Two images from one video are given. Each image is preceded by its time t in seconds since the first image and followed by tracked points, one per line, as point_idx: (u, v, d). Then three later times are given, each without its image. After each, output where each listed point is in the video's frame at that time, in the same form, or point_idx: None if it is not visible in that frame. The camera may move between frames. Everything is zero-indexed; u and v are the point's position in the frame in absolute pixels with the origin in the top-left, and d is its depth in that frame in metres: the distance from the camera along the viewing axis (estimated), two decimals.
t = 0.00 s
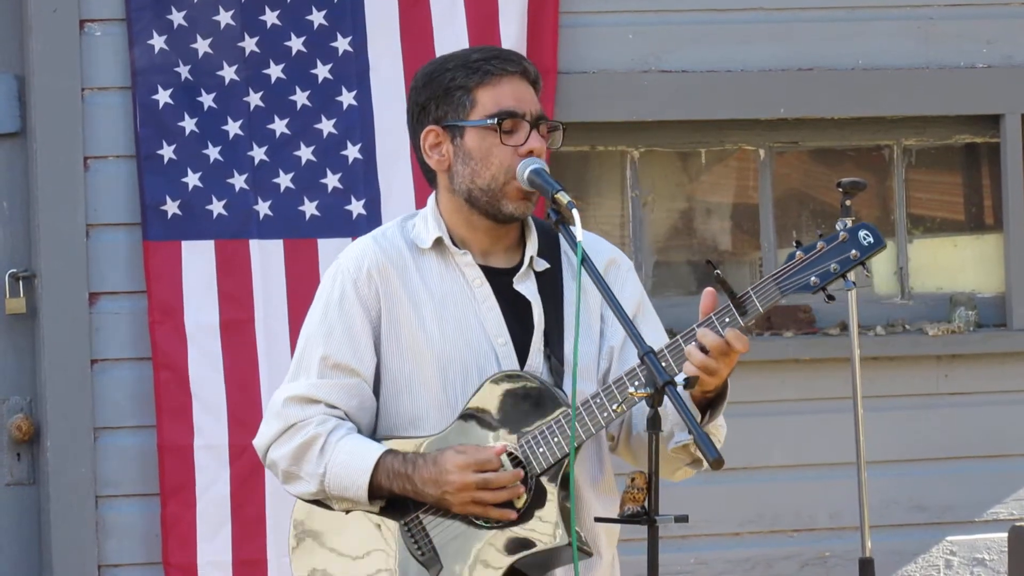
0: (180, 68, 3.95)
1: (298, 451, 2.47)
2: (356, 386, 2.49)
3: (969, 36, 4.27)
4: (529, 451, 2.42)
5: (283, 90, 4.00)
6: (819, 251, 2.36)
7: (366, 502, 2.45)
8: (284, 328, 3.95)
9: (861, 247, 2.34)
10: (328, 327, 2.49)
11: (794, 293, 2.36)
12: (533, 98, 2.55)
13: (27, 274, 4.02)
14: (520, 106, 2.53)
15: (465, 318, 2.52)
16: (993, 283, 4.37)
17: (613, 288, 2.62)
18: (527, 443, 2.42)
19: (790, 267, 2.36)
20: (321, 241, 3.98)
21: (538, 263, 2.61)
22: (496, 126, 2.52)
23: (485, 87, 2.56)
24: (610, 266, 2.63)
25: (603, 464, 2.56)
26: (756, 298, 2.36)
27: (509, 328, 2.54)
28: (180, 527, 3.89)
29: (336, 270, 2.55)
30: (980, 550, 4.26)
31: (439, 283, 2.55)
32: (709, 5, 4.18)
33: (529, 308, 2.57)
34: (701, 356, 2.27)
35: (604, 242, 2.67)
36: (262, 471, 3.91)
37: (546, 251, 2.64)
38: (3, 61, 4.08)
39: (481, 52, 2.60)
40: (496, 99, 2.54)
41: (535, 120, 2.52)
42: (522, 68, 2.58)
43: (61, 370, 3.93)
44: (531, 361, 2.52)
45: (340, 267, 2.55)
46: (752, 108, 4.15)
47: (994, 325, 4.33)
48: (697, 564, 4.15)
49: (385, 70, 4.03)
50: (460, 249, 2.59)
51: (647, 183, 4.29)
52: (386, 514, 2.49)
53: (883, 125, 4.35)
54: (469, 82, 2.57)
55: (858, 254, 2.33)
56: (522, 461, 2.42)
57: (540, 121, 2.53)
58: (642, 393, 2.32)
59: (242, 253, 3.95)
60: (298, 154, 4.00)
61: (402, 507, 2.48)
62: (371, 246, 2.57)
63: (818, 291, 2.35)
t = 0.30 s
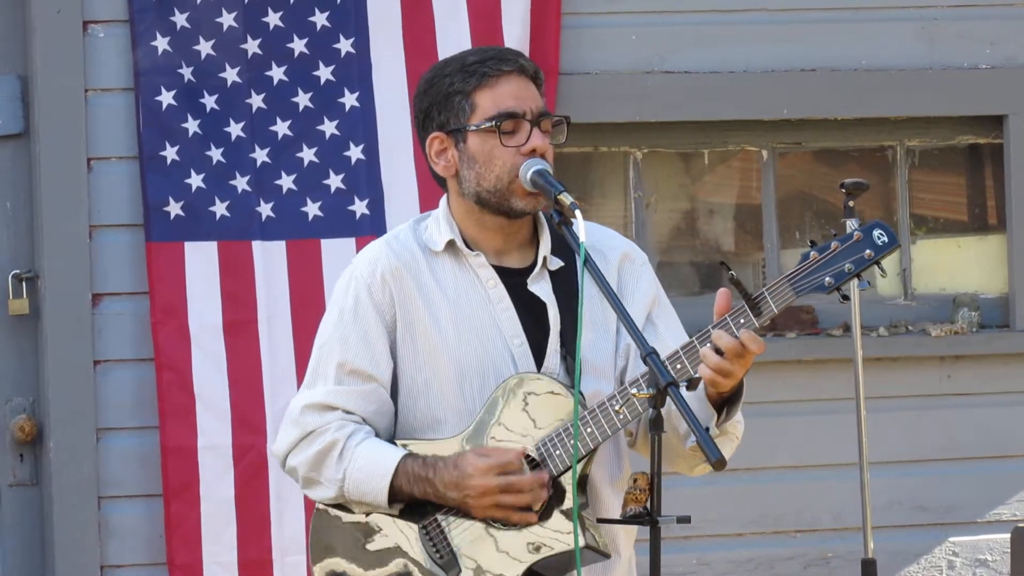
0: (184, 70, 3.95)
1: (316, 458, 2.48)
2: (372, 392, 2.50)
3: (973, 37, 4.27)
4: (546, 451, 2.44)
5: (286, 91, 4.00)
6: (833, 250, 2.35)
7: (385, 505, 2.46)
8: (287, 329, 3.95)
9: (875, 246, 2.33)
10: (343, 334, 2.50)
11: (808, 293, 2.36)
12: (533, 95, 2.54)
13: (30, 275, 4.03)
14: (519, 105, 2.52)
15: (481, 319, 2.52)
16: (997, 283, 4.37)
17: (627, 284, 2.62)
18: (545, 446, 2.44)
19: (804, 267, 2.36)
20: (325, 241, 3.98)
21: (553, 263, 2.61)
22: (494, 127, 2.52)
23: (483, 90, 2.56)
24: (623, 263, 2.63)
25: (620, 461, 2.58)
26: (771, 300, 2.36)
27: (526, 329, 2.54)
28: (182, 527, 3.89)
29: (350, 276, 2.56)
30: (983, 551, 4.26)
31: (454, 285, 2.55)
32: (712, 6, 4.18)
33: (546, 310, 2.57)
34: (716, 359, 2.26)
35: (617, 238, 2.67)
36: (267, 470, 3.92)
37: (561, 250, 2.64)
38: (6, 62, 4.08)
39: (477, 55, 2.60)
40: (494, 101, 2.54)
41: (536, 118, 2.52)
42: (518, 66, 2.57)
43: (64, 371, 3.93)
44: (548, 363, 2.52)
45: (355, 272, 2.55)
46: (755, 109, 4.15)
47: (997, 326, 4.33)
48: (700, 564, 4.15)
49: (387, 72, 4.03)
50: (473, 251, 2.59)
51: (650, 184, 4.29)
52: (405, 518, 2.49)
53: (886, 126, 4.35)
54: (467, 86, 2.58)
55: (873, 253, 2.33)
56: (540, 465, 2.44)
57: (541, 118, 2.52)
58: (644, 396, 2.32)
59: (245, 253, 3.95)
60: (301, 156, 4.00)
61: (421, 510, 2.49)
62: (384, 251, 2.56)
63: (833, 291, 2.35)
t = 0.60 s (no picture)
0: (186, 70, 3.95)
1: (327, 460, 2.48)
2: (383, 393, 2.50)
3: (976, 37, 4.27)
4: (557, 456, 2.44)
5: (289, 92, 4.00)
6: (844, 251, 2.37)
7: (395, 510, 2.46)
8: (291, 331, 3.95)
9: (886, 246, 2.35)
10: (355, 335, 2.50)
11: (819, 293, 2.36)
12: (536, 94, 2.54)
13: (33, 276, 4.02)
14: (522, 106, 2.53)
15: (492, 320, 2.53)
16: (1000, 284, 4.37)
17: (639, 285, 2.63)
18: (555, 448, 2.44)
19: (815, 268, 2.37)
20: (328, 242, 3.98)
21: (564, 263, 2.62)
22: (498, 130, 2.52)
23: (486, 92, 2.56)
24: (635, 264, 2.64)
25: (631, 459, 2.58)
26: (781, 299, 2.37)
27: (537, 329, 2.55)
28: (194, 527, 3.89)
29: (362, 276, 2.56)
30: (986, 552, 4.26)
31: (466, 286, 2.56)
32: (714, 7, 4.18)
33: (557, 310, 2.57)
34: (728, 360, 2.27)
35: (628, 240, 2.68)
36: (271, 470, 3.91)
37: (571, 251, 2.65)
38: (8, 63, 4.09)
39: (479, 57, 2.60)
40: (497, 103, 2.54)
41: (540, 117, 2.51)
42: (520, 66, 2.56)
43: (67, 372, 3.93)
44: (559, 363, 2.52)
45: (366, 273, 2.56)
46: (758, 110, 4.15)
47: (1000, 327, 4.34)
48: (703, 565, 4.15)
49: (390, 72, 4.03)
50: (484, 252, 2.59)
51: (653, 185, 4.29)
52: (415, 519, 2.50)
53: (889, 126, 4.35)
54: (470, 89, 2.59)
55: (883, 254, 2.35)
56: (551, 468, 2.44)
57: (545, 117, 2.51)
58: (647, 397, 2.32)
59: (249, 254, 3.95)
60: (304, 156, 4.00)
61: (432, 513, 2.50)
62: (396, 252, 2.57)
63: (844, 291, 2.36)
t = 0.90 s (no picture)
0: (187, 72, 3.95)
1: (329, 455, 2.48)
2: (383, 392, 2.50)
3: (977, 38, 4.27)
4: (559, 452, 2.44)
5: (290, 93, 4.00)
6: (844, 245, 2.38)
7: (398, 504, 2.45)
8: (292, 331, 3.95)
9: (886, 240, 2.36)
10: (356, 334, 2.50)
11: (821, 287, 2.37)
12: (533, 94, 2.54)
13: (34, 277, 4.02)
14: (519, 106, 2.52)
15: (493, 320, 2.53)
16: (1000, 284, 4.37)
17: (639, 287, 2.63)
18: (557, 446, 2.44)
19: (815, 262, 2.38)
20: (329, 243, 3.98)
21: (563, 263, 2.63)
22: (495, 131, 2.52)
23: (483, 94, 2.56)
24: (635, 266, 2.64)
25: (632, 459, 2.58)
26: (782, 293, 2.37)
27: (538, 328, 2.55)
28: (193, 531, 3.89)
29: (364, 275, 2.57)
30: (987, 552, 4.26)
31: (467, 286, 2.56)
32: (715, 8, 4.19)
33: (557, 308, 2.57)
34: (729, 355, 2.26)
35: (629, 242, 2.68)
36: (272, 471, 3.91)
37: (571, 253, 2.65)
38: (9, 65, 4.08)
39: (475, 59, 2.60)
40: (494, 104, 2.54)
41: (537, 117, 2.51)
42: (516, 66, 2.56)
43: (68, 373, 3.93)
44: (560, 363, 2.52)
45: (368, 273, 2.56)
46: (759, 111, 4.15)
47: (1001, 327, 4.34)
48: (704, 566, 4.15)
49: (391, 74, 4.03)
50: (485, 253, 2.59)
51: (654, 186, 4.29)
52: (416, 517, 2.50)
53: (890, 127, 4.35)
54: (467, 91, 2.59)
55: (884, 247, 2.36)
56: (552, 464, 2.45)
57: (542, 117, 2.51)
58: (649, 398, 2.32)
59: (250, 255, 3.95)
60: (305, 158, 4.00)
61: (433, 509, 2.49)
62: (397, 252, 2.57)
63: (844, 284, 2.38)
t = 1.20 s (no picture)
0: (189, 73, 3.95)
1: (328, 457, 2.47)
2: (383, 392, 2.49)
3: (979, 39, 4.27)
4: (563, 460, 2.45)
5: (292, 95, 4.00)
6: (856, 261, 2.43)
7: (397, 509, 2.45)
8: (293, 333, 3.95)
9: (899, 258, 2.42)
10: (357, 333, 2.50)
11: (832, 303, 2.41)
12: (534, 95, 2.54)
13: (35, 279, 4.02)
14: (521, 107, 2.52)
15: (493, 323, 2.53)
16: (1002, 286, 4.37)
17: (638, 294, 2.63)
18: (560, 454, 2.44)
19: (828, 277, 2.42)
20: (330, 245, 3.98)
21: (564, 269, 2.62)
22: (497, 133, 2.52)
23: (484, 95, 2.56)
24: (635, 272, 2.64)
25: (626, 476, 2.57)
26: (794, 308, 2.38)
27: (539, 331, 2.55)
28: (189, 534, 3.89)
29: (365, 274, 2.56)
30: (989, 554, 4.26)
31: (468, 288, 2.56)
32: (717, 10, 4.18)
33: (559, 313, 2.57)
34: (739, 368, 2.26)
35: (628, 248, 2.68)
36: (272, 474, 3.91)
37: (572, 257, 2.65)
38: (11, 66, 4.08)
39: (477, 60, 2.60)
40: (495, 105, 2.54)
41: (539, 118, 2.51)
42: (518, 67, 2.56)
43: (69, 375, 3.93)
44: (562, 367, 2.52)
45: (369, 272, 2.56)
46: (761, 113, 4.15)
47: (1003, 329, 4.34)
48: (706, 568, 4.15)
49: (393, 75, 4.03)
50: (486, 254, 2.59)
51: (655, 188, 4.29)
52: (414, 521, 2.49)
53: (892, 129, 4.35)
54: (468, 93, 2.59)
55: (896, 265, 2.41)
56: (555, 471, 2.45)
57: (544, 118, 2.51)
58: (651, 399, 2.33)
59: (251, 256, 3.95)
60: (306, 159, 4.00)
61: (432, 512, 2.49)
62: (399, 251, 2.57)
63: (856, 300, 2.42)
